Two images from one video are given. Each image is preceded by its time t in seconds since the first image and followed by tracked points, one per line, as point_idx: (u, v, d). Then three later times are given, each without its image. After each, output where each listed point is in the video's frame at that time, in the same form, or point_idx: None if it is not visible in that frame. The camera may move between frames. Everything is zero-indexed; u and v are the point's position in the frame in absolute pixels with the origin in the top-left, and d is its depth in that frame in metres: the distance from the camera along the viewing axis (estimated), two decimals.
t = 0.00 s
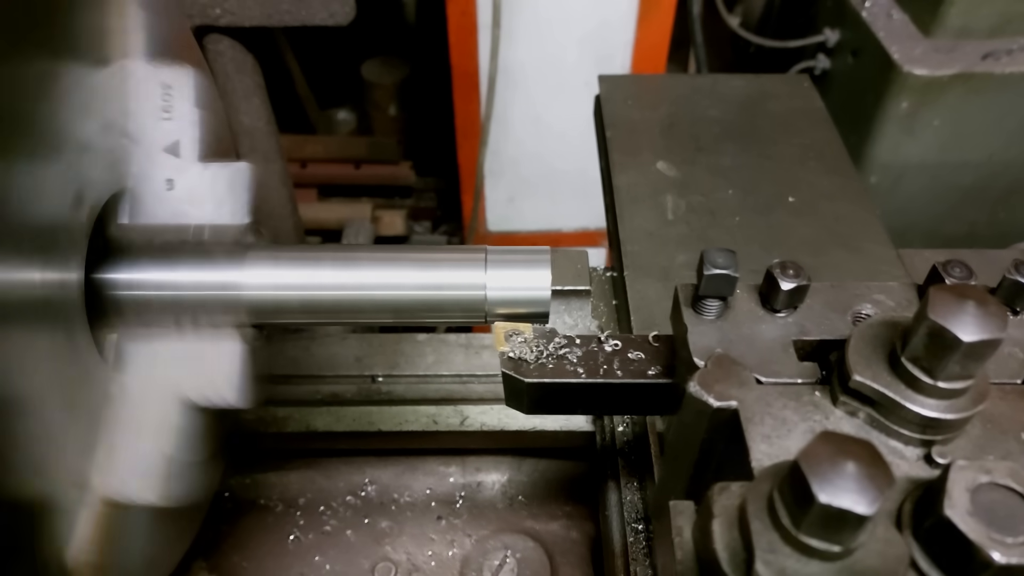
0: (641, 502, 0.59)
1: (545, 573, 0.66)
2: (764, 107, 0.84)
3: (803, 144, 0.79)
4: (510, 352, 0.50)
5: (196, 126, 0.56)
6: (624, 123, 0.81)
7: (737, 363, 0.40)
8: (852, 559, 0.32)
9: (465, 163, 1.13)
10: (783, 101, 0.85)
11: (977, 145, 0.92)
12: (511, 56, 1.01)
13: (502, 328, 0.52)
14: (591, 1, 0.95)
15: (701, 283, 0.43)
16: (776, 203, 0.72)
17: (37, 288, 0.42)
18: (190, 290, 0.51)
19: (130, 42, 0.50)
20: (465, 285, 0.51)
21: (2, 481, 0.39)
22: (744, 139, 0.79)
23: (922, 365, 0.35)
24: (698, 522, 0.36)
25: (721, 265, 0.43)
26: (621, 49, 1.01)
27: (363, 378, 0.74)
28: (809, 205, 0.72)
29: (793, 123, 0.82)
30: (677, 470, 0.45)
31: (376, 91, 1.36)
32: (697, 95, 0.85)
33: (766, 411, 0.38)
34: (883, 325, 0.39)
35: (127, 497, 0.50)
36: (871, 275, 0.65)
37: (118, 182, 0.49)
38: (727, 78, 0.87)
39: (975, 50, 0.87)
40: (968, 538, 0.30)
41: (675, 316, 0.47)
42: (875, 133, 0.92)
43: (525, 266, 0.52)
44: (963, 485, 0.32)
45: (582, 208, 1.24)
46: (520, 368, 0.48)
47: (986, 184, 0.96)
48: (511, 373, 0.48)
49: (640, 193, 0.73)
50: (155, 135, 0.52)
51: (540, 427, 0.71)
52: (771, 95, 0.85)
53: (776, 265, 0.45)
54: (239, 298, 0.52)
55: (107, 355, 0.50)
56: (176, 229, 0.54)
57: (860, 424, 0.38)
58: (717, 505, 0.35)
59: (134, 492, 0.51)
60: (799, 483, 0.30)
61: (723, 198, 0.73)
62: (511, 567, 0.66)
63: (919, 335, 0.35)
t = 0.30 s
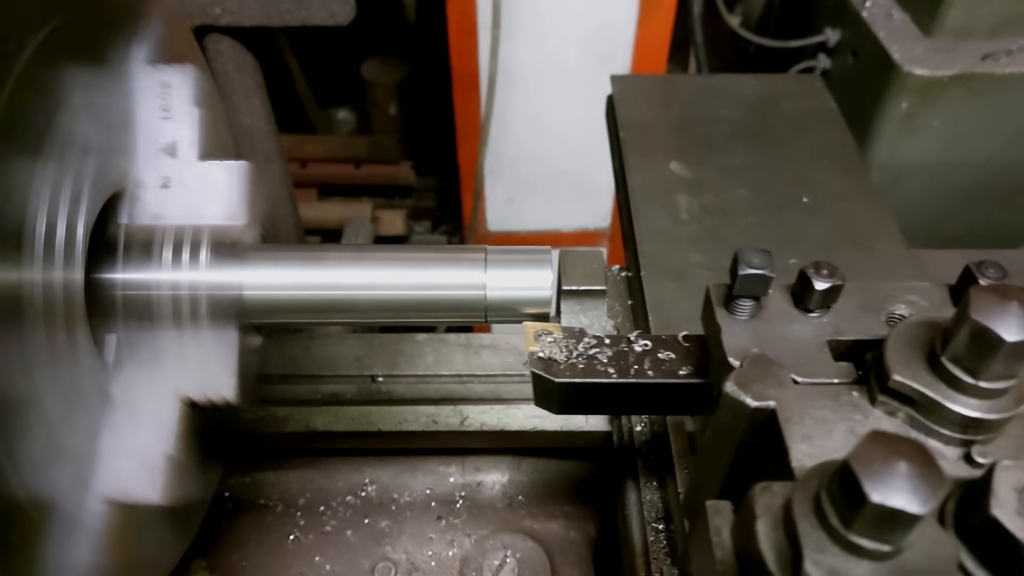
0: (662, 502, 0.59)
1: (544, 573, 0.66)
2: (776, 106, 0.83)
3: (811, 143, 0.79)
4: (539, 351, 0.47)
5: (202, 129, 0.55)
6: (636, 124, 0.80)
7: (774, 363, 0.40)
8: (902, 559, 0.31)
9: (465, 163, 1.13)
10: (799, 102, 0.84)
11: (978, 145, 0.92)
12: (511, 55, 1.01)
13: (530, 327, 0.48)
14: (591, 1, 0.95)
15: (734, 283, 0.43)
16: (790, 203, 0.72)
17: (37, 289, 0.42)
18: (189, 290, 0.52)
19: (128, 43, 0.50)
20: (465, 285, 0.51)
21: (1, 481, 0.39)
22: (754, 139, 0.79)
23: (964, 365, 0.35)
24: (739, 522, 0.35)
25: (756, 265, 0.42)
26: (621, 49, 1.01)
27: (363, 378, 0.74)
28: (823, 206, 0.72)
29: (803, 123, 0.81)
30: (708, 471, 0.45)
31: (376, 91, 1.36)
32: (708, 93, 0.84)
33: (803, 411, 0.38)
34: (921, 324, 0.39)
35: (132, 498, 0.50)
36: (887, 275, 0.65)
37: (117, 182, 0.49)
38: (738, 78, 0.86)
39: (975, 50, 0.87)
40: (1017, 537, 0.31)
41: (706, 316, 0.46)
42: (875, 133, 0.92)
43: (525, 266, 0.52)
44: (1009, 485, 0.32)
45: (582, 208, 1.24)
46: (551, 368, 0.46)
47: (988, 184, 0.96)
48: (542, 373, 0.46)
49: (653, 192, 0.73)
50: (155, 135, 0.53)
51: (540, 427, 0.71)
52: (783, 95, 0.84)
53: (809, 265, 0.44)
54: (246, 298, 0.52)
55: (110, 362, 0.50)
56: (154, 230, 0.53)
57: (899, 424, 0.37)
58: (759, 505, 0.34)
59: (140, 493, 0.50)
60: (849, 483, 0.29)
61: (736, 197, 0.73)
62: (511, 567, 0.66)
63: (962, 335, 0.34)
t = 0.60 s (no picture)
0: (694, 502, 0.60)
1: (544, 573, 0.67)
2: (795, 107, 0.84)
3: (834, 144, 0.79)
4: (590, 352, 0.48)
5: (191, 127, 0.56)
6: (658, 125, 0.81)
7: (835, 363, 0.39)
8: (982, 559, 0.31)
9: (465, 163, 1.14)
10: (811, 102, 0.85)
11: (976, 145, 0.92)
12: (511, 56, 1.01)
13: (579, 329, 0.49)
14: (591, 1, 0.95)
15: (792, 283, 0.42)
16: (817, 203, 0.73)
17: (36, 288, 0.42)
18: (190, 289, 0.51)
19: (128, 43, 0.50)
20: (464, 284, 0.51)
21: None
22: (781, 140, 0.80)
23: None
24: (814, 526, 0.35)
25: (815, 264, 0.42)
26: (621, 49, 1.01)
27: (363, 378, 0.74)
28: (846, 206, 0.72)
29: (824, 122, 0.82)
30: (761, 477, 0.44)
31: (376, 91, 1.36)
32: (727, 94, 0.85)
33: (869, 412, 0.37)
34: (984, 325, 0.39)
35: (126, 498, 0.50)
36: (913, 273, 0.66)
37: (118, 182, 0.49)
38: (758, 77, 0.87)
39: (975, 50, 0.88)
40: None
41: (759, 316, 0.45)
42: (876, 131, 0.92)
43: (526, 266, 0.52)
44: None
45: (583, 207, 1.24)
46: (602, 368, 0.46)
47: (986, 184, 0.96)
48: (592, 373, 0.46)
49: (676, 192, 0.74)
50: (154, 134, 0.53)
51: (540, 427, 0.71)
52: (802, 95, 0.86)
53: (866, 264, 0.43)
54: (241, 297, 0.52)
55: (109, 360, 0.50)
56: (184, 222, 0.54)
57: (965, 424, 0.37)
58: (830, 505, 0.34)
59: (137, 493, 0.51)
60: (932, 484, 0.29)
61: (761, 198, 0.73)
62: (511, 567, 0.66)
63: None
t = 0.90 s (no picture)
0: (728, 502, 0.59)
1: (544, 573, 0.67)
2: (822, 107, 0.84)
3: (857, 143, 0.80)
4: (642, 352, 0.47)
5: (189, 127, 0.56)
6: (680, 125, 0.82)
7: (898, 364, 0.40)
8: None
9: (465, 163, 1.14)
10: (835, 101, 0.85)
11: (976, 145, 0.92)
12: (511, 56, 1.01)
13: (628, 329, 0.48)
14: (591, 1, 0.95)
15: (852, 283, 0.42)
16: (843, 203, 0.73)
17: (36, 289, 0.42)
18: (189, 289, 0.52)
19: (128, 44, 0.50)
20: (464, 285, 0.51)
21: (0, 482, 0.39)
22: (803, 139, 0.80)
23: None
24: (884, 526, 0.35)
25: (877, 265, 0.41)
26: (621, 49, 1.01)
27: (363, 378, 0.74)
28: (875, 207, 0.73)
29: (845, 122, 0.82)
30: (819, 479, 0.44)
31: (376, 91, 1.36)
32: (748, 93, 0.86)
33: (935, 412, 0.38)
34: None
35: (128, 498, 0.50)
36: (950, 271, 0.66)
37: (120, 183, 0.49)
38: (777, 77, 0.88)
39: (975, 50, 0.88)
40: None
41: (815, 315, 0.45)
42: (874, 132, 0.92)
43: (526, 266, 0.52)
44: None
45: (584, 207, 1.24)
46: (657, 369, 0.45)
47: (987, 183, 0.96)
48: (647, 373, 0.45)
49: (706, 192, 0.74)
50: (155, 136, 0.53)
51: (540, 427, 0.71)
52: (826, 95, 0.86)
53: (925, 264, 0.43)
54: (244, 297, 0.52)
55: (108, 354, 0.51)
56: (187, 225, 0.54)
57: None
58: (903, 505, 0.34)
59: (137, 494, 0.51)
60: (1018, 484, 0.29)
61: (788, 197, 0.74)
62: (511, 567, 0.67)
63: None
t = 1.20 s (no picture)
0: (764, 503, 0.60)
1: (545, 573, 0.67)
2: (842, 107, 0.88)
3: (881, 144, 0.83)
4: (698, 352, 0.48)
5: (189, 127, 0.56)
6: (708, 125, 0.86)
7: (964, 365, 0.40)
8: None
9: (465, 162, 1.14)
10: (862, 101, 0.89)
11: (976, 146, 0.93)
12: (511, 57, 1.01)
13: (683, 330, 0.49)
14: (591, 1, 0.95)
15: (915, 284, 0.42)
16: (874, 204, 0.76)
17: (37, 287, 0.42)
18: (189, 290, 0.51)
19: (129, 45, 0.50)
20: (464, 285, 0.51)
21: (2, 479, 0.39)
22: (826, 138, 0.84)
23: None
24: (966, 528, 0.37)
25: (941, 265, 0.42)
26: (621, 49, 1.01)
27: (363, 378, 0.74)
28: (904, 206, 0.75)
29: (872, 122, 0.86)
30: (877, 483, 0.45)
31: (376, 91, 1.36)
32: (770, 95, 0.90)
33: (1005, 412, 0.38)
34: None
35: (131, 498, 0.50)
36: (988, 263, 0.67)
37: (118, 182, 0.50)
38: (803, 79, 0.92)
39: (975, 51, 0.90)
40: None
41: (874, 316, 0.45)
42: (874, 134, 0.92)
43: (526, 266, 0.52)
44: None
45: (584, 207, 1.24)
46: (715, 369, 0.47)
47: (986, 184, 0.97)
48: (704, 373, 0.47)
49: (735, 193, 0.77)
50: (155, 135, 0.52)
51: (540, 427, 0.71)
52: (846, 95, 0.89)
53: (986, 264, 0.44)
54: (243, 298, 0.52)
55: (108, 355, 0.51)
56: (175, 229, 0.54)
57: None
58: (979, 506, 0.36)
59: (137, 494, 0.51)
60: None
61: (816, 197, 0.77)
62: (511, 567, 0.67)
63: None
